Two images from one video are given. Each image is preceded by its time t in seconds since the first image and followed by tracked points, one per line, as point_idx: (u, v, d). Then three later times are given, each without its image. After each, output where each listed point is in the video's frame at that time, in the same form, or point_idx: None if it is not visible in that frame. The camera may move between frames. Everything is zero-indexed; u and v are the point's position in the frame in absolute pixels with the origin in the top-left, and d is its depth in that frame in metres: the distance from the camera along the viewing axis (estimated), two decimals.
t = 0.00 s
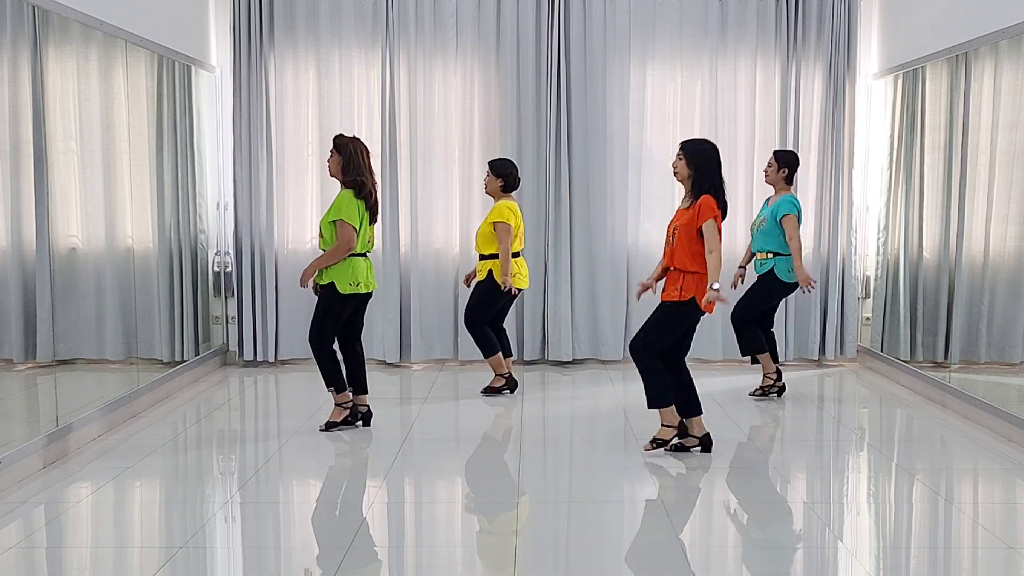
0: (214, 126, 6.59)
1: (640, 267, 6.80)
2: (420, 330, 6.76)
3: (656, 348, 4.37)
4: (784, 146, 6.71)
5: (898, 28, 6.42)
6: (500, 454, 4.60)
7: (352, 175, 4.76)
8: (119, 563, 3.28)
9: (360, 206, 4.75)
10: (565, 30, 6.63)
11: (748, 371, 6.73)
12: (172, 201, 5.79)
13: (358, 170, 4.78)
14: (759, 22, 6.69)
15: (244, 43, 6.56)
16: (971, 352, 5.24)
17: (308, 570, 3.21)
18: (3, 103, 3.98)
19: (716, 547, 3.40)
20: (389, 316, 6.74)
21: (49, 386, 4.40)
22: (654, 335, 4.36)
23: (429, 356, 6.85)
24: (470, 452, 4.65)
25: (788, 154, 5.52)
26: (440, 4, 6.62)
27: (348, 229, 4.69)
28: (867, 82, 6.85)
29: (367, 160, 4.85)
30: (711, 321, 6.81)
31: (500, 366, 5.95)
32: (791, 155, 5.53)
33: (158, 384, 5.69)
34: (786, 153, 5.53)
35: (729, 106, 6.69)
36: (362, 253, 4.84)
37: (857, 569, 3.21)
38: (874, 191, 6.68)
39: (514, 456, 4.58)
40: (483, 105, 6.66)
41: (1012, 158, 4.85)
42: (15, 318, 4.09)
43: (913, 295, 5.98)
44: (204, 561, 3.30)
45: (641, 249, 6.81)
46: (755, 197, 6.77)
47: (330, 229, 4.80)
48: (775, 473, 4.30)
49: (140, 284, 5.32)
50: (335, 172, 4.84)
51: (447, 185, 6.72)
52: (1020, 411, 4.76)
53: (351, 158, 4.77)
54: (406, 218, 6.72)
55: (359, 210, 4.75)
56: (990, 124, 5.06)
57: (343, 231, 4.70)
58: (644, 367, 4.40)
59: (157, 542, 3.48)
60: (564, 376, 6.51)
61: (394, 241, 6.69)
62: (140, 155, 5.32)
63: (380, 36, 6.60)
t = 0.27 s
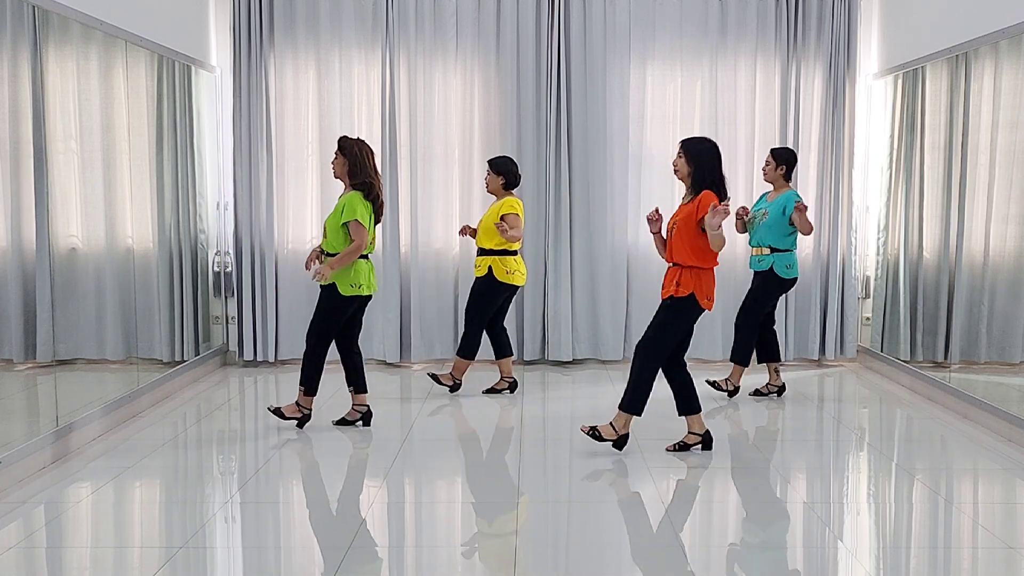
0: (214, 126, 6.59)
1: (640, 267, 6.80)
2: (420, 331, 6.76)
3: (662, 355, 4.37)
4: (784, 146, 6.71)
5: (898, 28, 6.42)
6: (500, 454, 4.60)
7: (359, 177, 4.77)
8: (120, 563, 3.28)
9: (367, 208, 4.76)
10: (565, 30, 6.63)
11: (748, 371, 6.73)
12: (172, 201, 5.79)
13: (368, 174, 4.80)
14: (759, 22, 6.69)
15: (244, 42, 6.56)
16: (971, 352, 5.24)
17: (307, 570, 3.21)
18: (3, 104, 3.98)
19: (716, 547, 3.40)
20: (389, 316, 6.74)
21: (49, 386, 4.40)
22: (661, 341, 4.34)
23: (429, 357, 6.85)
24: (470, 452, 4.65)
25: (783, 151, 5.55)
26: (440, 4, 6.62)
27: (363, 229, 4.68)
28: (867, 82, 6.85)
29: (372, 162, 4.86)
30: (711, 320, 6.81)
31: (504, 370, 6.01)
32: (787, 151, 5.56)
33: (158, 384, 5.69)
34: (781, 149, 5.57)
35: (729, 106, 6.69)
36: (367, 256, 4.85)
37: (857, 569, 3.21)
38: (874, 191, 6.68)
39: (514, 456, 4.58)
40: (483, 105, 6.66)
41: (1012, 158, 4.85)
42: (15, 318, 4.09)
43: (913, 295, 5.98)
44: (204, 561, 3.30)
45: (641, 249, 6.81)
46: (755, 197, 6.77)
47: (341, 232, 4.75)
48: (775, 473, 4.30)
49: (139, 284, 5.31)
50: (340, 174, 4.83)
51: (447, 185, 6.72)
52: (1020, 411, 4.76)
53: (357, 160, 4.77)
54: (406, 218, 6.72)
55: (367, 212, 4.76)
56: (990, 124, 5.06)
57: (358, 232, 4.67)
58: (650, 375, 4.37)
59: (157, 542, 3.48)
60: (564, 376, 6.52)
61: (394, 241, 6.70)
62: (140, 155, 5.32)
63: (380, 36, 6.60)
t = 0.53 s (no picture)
0: (214, 126, 6.59)
1: (640, 267, 6.80)
2: (420, 330, 6.76)
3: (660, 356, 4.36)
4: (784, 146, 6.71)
5: (898, 28, 6.42)
6: (500, 454, 4.60)
7: (358, 176, 4.76)
8: (119, 563, 3.28)
9: (367, 207, 4.77)
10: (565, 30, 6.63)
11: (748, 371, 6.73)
12: (172, 201, 5.79)
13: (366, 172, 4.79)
14: (760, 23, 6.69)
15: (244, 42, 6.56)
16: (971, 352, 5.24)
17: (307, 570, 3.21)
18: (3, 104, 3.98)
19: (717, 547, 3.40)
20: (389, 316, 6.74)
21: (49, 386, 4.40)
22: (661, 342, 4.35)
23: (429, 357, 6.85)
24: (470, 452, 4.65)
25: (783, 150, 5.51)
26: (440, 4, 6.62)
27: (365, 228, 4.69)
28: (867, 83, 6.85)
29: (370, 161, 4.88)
30: (711, 320, 6.81)
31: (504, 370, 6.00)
32: (788, 150, 5.54)
33: (158, 384, 5.69)
34: (782, 147, 5.55)
35: (729, 106, 6.69)
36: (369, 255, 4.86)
37: (857, 569, 3.21)
38: (874, 191, 6.68)
39: (514, 456, 4.58)
40: (483, 105, 6.66)
41: (1012, 158, 4.85)
42: (15, 318, 4.09)
43: (913, 295, 5.98)
44: (204, 561, 3.30)
45: (641, 249, 6.81)
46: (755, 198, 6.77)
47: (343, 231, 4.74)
48: (775, 472, 4.30)
49: (139, 284, 5.31)
50: (338, 173, 4.83)
51: (447, 185, 6.71)
52: (1020, 411, 4.76)
53: (357, 159, 4.76)
54: (406, 218, 6.72)
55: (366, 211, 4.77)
56: (990, 124, 5.06)
57: (359, 230, 4.68)
58: (647, 375, 4.38)
59: (157, 542, 3.48)
60: (564, 376, 6.52)
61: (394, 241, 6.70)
62: (140, 155, 5.32)
63: (380, 37, 6.60)
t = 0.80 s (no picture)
0: (214, 126, 6.59)
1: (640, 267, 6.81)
2: (420, 331, 6.76)
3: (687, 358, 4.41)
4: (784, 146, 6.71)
5: (898, 28, 6.42)
6: (500, 455, 4.60)
7: (353, 173, 4.75)
8: (119, 563, 3.28)
9: (359, 205, 4.74)
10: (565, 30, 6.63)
11: (748, 371, 6.73)
12: (172, 202, 5.80)
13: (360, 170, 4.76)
14: (760, 23, 6.69)
15: (244, 42, 6.56)
16: (971, 352, 5.24)
17: (307, 570, 3.21)
18: (3, 104, 3.98)
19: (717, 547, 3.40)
20: (389, 316, 6.74)
21: (49, 386, 4.40)
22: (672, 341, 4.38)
23: (429, 357, 6.85)
24: (470, 452, 4.65)
25: (784, 149, 5.52)
26: (440, 4, 6.62)
27: (347, 228, 4.67)
28: (867, 82, 6.85)
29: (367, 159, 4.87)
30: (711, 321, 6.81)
31: (504, 373, 5.91)
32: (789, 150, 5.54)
33: (158, 384, 5.69)
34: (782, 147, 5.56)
35: (729, 106, 6.69)
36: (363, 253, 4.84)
37: (857, 569, 3.21)
38: (874, 192, 6.68)
39: (514, 456, 4.58)
40: (483, 105, 6.66)
41: (1012, 158, 4.85)
42: (15, 318, 4.09)
43: (913, 295, 5.98)
44: (204, 561, 3.30)
45: (641, 249, 6.81)
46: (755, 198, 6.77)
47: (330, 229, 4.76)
48: (775, 472, 4.30)
49: (139, 284, 5.31)
50: (335, 170, 4.82)
51: (447, 185, 6.71)
52: (1020, 411, 4.76)
53: (354, 156, 4.76)
54: (406, 218, 6.72)
55: (360, 210, 4.75)
56: (990, 124, 5.06)
57: (342, 229, 4.67)
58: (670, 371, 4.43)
59: (157, 542, 3.48)
60: (563, 376, 6.52)
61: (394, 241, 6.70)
62: (140, 155, 5.32)
63: (380, 37, 6.60)
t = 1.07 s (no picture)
0: (214, 126, 6.59)
1: (640, 267, 6.81)
2: (420, 331, 6.76)
3: (700, 357, 4.39)
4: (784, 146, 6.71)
5: (898, 28, 6.42)
6: (500, 455, 4.60)
7: (347, 173, 4.75)
8: (119, 563, 3.28)
9: (349, 204, 4.73)
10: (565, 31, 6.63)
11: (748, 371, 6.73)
12: (172, 201, 5.80)
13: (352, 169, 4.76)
14: (760, 23, 6.69)
15: (244, 42, 6.56)
16: (971, 352, 5.24)
17: (307, 570, 3.21)
18: (3, 104, 3.98)
19: (717, 547, 3.40)
20: (389, 317, 6.74)
21: (49, 385, 4.40)
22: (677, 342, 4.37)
23: (429, 357, 6.85)
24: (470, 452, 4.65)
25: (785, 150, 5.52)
26: (441, 4, 6.62)
27: (324, 223, 4.66)
28: (867, 83, 6.85)
29: (364, 159, 4.85)
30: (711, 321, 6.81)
31: (505, 374, 5.89)
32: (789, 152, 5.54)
33: (158, 384, 5.69)
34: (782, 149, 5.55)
35: (729, 106, 6.69)
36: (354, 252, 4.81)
37: (857, 569, 3.21)
38: (874, 192, 6.68)
39: (514, 456, 4.58)
40: (483, 106, 6.66)
41: (1012, 158, 4.85)
42: (15, 318, 4.09)
43: (913, 295, 5.98)
44: (204, 561, 3.30)
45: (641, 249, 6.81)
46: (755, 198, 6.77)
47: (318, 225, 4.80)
48: (775, 472, 4.30)
49: (139, 284, 5.31)
50: (330, 170, 4.82)
51: (447, 185, 6.72)
52: (1020, 411, 4.76)
53: (348, 155, 4.75)
54: (406, 218, 6.72)
55: (350, 210, 4.73)
56: (990, 124, 5.06)
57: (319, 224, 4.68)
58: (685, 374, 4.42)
59: (157, 542, 3.48)
60: (564, 376, 6.52)
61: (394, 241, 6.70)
62: (140, 155, 5.32)
63: (380, 37, 6.60)
